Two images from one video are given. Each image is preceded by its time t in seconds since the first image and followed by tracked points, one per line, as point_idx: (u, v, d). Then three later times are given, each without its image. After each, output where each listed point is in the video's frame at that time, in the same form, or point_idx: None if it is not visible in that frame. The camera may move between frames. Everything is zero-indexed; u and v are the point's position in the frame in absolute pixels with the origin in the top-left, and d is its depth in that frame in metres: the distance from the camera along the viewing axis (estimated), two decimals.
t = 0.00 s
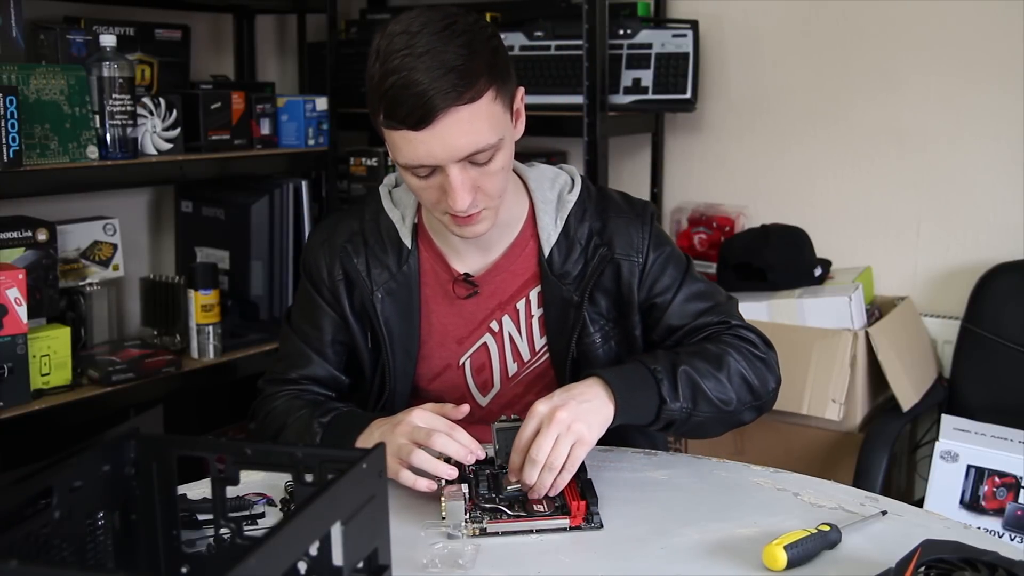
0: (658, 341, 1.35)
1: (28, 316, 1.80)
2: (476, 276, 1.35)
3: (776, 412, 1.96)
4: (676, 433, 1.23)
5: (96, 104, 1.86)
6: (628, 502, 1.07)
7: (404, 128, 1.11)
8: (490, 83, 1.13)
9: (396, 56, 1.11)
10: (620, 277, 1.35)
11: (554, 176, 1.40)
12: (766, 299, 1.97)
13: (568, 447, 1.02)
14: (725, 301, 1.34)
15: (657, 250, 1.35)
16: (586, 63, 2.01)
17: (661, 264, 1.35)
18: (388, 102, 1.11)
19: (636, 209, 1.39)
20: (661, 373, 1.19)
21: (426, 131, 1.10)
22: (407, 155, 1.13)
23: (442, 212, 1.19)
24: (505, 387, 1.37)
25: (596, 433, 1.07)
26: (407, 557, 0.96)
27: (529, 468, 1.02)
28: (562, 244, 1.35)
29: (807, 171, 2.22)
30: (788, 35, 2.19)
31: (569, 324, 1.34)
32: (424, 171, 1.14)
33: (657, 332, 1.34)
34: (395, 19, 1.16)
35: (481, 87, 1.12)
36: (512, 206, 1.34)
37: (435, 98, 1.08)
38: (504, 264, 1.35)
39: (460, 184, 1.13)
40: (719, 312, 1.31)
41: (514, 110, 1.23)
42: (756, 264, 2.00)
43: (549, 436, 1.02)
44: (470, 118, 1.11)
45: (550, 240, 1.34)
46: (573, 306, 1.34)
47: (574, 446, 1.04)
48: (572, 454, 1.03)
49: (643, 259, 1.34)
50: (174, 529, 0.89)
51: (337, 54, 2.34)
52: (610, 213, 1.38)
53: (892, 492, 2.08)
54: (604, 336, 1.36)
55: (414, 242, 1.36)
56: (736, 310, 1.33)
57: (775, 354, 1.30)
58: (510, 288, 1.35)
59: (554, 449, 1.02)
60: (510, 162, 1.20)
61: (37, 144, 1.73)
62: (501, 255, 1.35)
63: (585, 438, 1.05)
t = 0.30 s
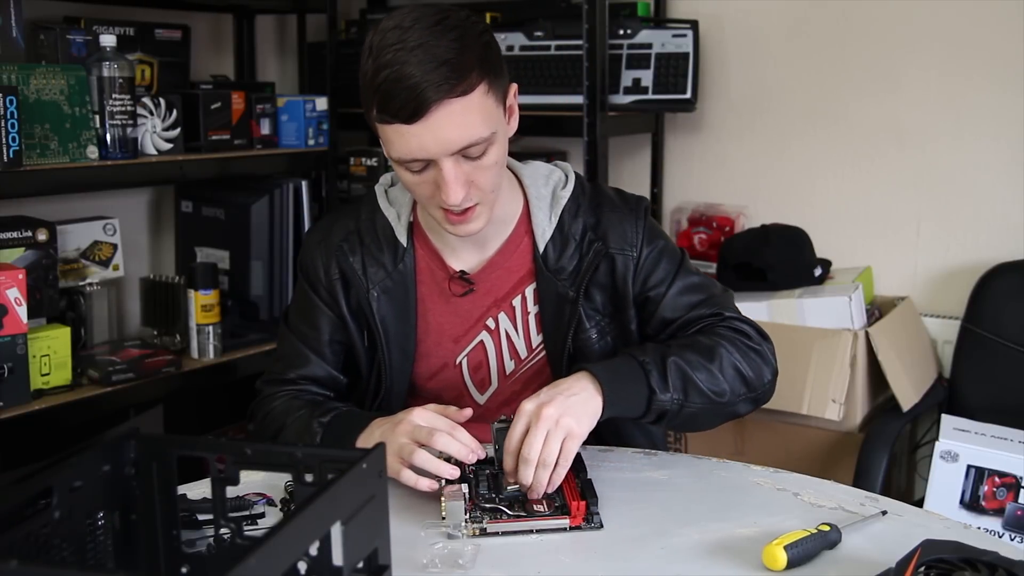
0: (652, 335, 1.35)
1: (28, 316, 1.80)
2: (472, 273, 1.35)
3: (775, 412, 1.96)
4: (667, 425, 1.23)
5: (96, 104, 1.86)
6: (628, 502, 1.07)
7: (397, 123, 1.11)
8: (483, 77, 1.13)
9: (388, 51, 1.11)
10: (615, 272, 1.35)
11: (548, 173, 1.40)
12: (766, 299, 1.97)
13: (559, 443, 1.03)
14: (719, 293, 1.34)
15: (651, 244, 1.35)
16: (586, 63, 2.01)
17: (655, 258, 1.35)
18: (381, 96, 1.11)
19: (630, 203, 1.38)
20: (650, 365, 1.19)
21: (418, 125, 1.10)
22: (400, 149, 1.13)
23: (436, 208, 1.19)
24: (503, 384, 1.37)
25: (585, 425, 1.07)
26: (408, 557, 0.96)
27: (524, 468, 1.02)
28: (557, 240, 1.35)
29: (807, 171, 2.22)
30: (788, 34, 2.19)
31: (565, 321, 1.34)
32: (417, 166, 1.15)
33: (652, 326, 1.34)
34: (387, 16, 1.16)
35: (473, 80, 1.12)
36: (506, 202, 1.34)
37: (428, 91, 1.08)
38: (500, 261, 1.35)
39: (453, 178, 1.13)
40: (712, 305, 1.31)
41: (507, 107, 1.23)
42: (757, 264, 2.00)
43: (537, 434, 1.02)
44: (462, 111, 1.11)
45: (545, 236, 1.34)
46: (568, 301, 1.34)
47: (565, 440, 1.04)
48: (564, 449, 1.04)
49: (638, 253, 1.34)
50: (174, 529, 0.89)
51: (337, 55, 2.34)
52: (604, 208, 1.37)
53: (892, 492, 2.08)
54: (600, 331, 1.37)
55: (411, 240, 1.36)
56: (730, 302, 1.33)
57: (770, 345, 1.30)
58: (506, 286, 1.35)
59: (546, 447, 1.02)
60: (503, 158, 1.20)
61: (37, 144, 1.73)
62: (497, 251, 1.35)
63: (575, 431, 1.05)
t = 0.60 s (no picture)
0: (646, 329, 1.35)
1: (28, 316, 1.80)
2: (469, 271, 1.35)
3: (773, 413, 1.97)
4: (658, 415, 1.23)
5: (96, 104, 1.86)
6: (628, 502, 1.07)
7: (389, 121, 1.11)
8: (474, 73, 1.13)
9: (379, 50, 1.11)
10: (609, 268, 1.35)
11: (542, 170, 1.41)
12: (766, 299, 1.97)
13: (550, 439, 1.02)
14: (712, 285, 1.33)
15: (644, 238, 1.35)
16: (586, 63, 2.01)
17: (647, 251, 1.34)
18: (372, 95, 1.11)
19: (623, 199, 1.39)
20: (638, 355, 1.20)
21: (410, 122, 1.10)
22: (393, 147, 1.13)
23: (431, 205, 1.19)
24: (500, 382, 1.37)
25: (573, 418, 1.07)
26: (408, 557, 0.96)
27: (521, 469, 1.02)
28: (551, 236, 1.35)
29: (806, 171, 2.22)
30: (788, 34, 2.19)
31: (560, 317, 1.34)
32: (411, 164, 1.15)
33: (646, 319, 1.34)
34: (378, 15, 1.16)
35: (464, 77, 1.12)
36: (500, 199, 1.34)
37: (418, 89, 1.09)
38: (496, 258, 1.35)
39: (447, 175, 1.13)
40: (703, 296, 1.31)
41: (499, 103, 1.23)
42: (757, 264, 2.00)
43: (528, 433, 1.02)
44: (454, 108, 1.11)
45: (539, 233, 1.35)
46: (563, 297, 1.34)
47: (556, 434, 1.04)
48: (556, 444, 1.03)
49: (631, 248, 1.34)
50: (174, 529, 0.89)
51: (337, 54, 2.33)
52: (597, 204, 1.38)
53: (892, 492, 2.08)
54: (595, 325, 1.36)
55: (407, 239, 1.36)
56: (723, 293, 1.32)
57: (763, 337, 1.29)
58: (501, 283, 1.35)
59: (539, 444, 1.02)
60: (497, 154, 1.20)
61: (37, 145, 1.73)
62: (492, 248, 1.35)
63: (564, 425, 1.05)
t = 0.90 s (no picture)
0: (646, 326, 1.35)
1: (28, 316, 1.80)
2: (467, 270, 1.35)
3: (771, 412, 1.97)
4: (659, 412, 1.23)
5: (96, 104, 1.86)
6: (628, 502, 1.07)
7: (383, 112, 1.11)
8: (466, 65, 1.14)
9: (371, 43, 1.12)
10: (607, 266, 1.35)
11: (538, 169, 1.41)
12: (766, 299, 1.97)
13: (553, 435, 1.03)
14: (710, 282, 1.34)
15: (642, 236, 1.35)
16: (586, 63, 2.01)
17: (645, 250, 1.35)
18: (366, 87, 1.11)
19: (620, 197, 1.39)
20: (638, 352, 1.20)
21: (404, 112, 1.10)
22: (388, 139, 1.13)
23: (426, 200, 1.18)
24: (499, 382, 1.37)
25: (575, 415, 1.07)
26: (408, 557, 0.96)
27: (522, 465, 1.02)
28: (549, 235, 1.35)
29: (807, 171, 2.22)
30: (788, 34, 2.19)
31: (559, 316, 1.34)
32: (406, 156, 1.14)
33: (646, 317, 1.34)
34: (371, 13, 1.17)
35: (457, 68, 1.12)
36: (500, 198, 1.34)
37: (411, 78, 1.09)
38: (494, 258, 1.35)
39: (442, 165, 1.13)
40: (703, 293, 1.31)
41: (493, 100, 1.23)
42: (756, 264, 2.00)
43: (530, 429, 1.02)
44: (447, 97, 1.11)
45: (537, 232, 1.34)
46: (562, 296, 1.34)
47: (558, 430, 1.04)
48: (558, 440, 1.04)
49: (629, 246, 1.35)
50: (174, 528, 0.89)
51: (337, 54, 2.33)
52: (595, 203, 1.38)
53: (892, 492, 2.08)
54: (594, 324, 1.36)
55: (405, 239, 1.36)
56: (722, 290, 1.33)
57: (763, 333, 1.29)
58: (499, 283, 1.35)
59: (541, 440, 1.02)
60: (492, 148, 1.20)
61: (37, 144, 1.73)
62: (490, 247, 1.35)
63: (566, 422, 1.05)
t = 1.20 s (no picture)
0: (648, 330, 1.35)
1: (28, 316, 1.80)
2: (470, 273, 1.34)
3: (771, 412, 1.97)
4: (661, 415, 1.23)
5: (96, 104, 1.86)
6: (628, 502, 1.07)
7: (394, 80, 1.18)
8: (470, 39, 1.22)
9: (374, 27, 1.21)
10: (610, 270, 1.35)
11: (542, 172, 1.40)
12: (767, 299, 1.97)
13: (555, 435, 1.03)
14: (714, 287, 1.33)
15: (645, 240, 1.35)
16: (586, 63, 2.01)
17: (649, 254, 1.35)
18: (376, 60, 1.19)
19: (624, 201, 1.39)
20: (642, 355, 1.20)
21: (414, 76, 1.17)
22: (399, 107, 1.19)
23: (438, 175, 1.22)
24: (501, 384, 1.38)
25: (578, 415, 1.07)
26: (408, 557, 0.96)
27: (523, 465, 1.02)
28: (552, 239, 1.35)
29: (807, 171, 2.22)
30: (788, 34, 2.19)
31: (561, 320, 1.34)
32: (417, 126, 1.20)
33: (648, 322, 1.34)
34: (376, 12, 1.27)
35: (461, 38, 1.20)
36: (505, 200, 1.33)
37: (419, 43, 1.17)
38: (497, 261, 1.34)
39: (452, 127, 1.19)
40: (707, 298, 1.30)
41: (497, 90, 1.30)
42: (757, 264, 2.00)
43: (533, 429, 1.03)
44: (454, 61, 1.18)
45: (541, 236, 1.34)
46: (564, 300, 1.34)
47: (561, 430, 1.04)
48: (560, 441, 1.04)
49: (633, 250, 1.35)
50: (174, 528, 0.89)
51: (337, 54, 2.33)
52: (599, 206, 1.38)
53: (892, 492, 2.08)
54: (596, 328, 1.37)
55: (407, 241, 1.36)
56: (725, 296, 1.33)
57: (765, 339, 1.29)
58: (502, 286, 1.35)
59: (543, 440, 1.02)
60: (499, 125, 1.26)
61: (37, 144, 1.73)
62: (494, 251, 1.34)
63: (568, 422, 1.05)
